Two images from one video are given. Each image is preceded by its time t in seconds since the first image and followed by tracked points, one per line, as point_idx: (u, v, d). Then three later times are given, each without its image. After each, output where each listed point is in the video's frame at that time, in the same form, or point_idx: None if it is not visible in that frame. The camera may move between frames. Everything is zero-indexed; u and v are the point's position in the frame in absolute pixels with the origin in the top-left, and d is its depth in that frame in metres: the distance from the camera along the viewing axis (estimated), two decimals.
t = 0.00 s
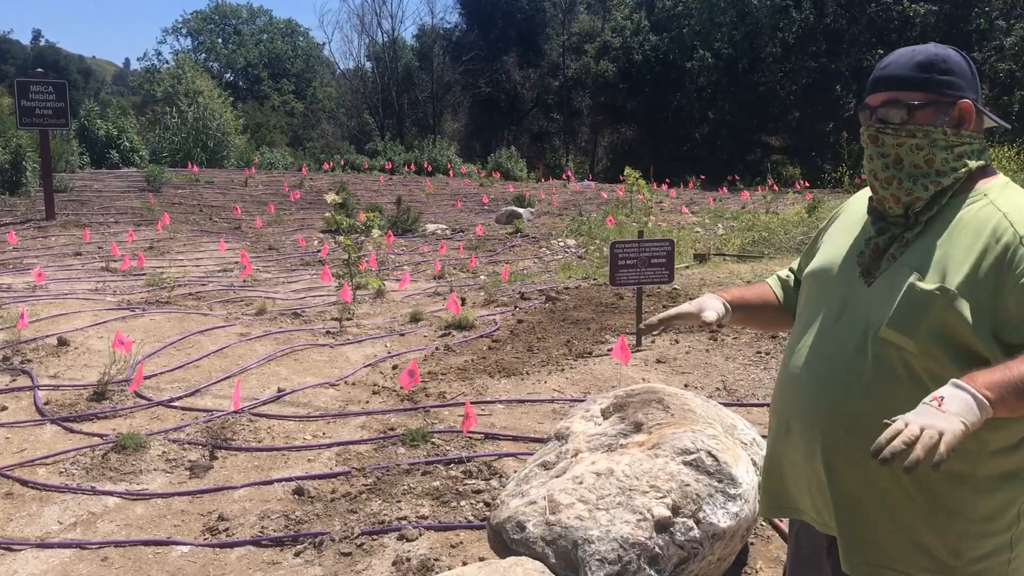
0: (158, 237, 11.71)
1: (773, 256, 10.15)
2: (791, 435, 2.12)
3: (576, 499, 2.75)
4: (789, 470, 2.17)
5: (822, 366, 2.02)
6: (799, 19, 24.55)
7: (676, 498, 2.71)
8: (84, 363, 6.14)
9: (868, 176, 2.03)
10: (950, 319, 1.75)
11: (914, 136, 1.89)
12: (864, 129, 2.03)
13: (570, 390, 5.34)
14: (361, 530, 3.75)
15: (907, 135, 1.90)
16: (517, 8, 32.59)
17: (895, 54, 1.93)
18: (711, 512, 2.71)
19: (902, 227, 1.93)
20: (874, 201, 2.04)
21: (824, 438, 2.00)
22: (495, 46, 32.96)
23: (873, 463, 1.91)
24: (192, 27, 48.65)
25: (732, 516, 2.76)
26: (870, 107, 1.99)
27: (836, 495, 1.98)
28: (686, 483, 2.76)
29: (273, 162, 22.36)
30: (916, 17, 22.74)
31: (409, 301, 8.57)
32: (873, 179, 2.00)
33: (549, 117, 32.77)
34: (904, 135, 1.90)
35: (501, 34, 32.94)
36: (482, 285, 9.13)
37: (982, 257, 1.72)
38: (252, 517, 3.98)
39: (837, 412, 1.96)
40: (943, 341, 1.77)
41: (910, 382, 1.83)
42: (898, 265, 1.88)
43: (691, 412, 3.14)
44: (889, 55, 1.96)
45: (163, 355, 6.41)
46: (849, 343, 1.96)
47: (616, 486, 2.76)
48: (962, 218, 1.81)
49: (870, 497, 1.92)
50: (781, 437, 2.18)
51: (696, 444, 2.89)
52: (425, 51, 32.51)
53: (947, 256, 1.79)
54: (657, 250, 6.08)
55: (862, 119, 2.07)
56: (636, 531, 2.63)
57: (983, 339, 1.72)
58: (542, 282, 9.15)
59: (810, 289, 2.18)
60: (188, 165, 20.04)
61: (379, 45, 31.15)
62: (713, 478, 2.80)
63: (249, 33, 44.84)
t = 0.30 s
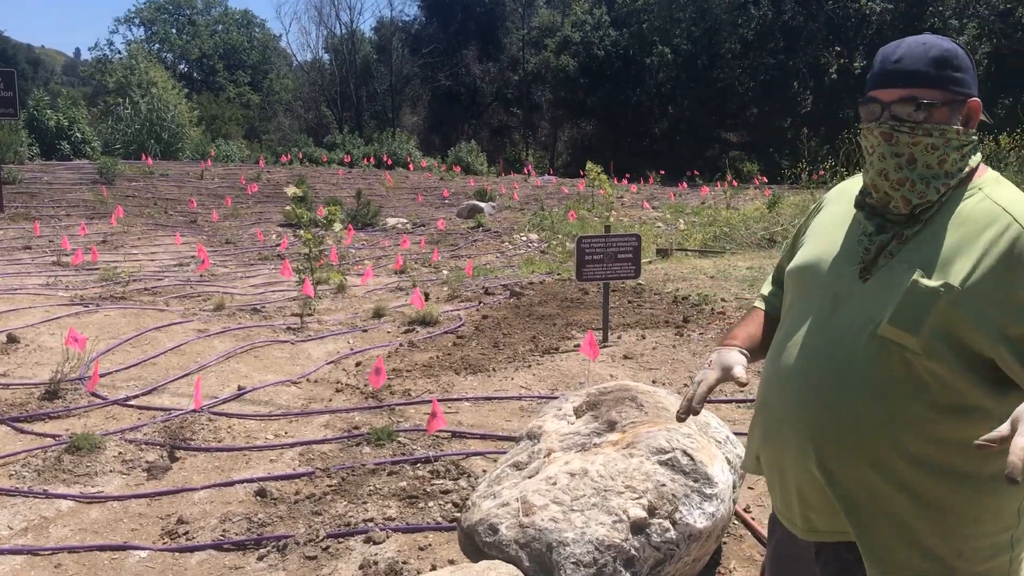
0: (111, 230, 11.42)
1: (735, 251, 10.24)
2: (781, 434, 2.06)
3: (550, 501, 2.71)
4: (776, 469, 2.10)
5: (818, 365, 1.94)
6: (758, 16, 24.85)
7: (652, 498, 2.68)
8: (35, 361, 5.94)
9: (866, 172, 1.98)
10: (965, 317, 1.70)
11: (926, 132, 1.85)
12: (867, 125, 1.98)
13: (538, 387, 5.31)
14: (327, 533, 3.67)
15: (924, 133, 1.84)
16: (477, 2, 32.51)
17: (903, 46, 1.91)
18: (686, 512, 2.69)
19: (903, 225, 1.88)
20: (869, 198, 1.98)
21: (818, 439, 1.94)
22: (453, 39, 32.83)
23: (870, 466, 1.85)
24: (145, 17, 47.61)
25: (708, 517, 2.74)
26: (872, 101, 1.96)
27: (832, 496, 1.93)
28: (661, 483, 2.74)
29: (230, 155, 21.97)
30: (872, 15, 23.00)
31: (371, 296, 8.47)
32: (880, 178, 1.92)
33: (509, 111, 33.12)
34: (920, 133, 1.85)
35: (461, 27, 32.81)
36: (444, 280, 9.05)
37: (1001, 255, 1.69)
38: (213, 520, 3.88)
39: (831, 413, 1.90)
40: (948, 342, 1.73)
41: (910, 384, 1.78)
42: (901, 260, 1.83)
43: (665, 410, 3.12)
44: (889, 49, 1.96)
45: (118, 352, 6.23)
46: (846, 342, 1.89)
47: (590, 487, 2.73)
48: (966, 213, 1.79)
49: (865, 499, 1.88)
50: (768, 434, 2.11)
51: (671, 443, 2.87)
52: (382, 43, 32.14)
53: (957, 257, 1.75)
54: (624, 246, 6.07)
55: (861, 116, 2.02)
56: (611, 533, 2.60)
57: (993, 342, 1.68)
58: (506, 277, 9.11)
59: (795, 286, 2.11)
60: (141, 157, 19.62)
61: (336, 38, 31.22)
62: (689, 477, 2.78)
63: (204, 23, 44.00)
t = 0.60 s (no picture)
0: (22, 233, 10.91)
1: (663, 258, 10.39)
2: (753, 457, 1.95)
3: (488, 515, 2.61)
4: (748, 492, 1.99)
5: (791, 383, 1.84)
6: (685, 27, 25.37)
7: (591, 511, 2.65)
8: None
9: (816, 186, 1.92)
10: (951, 329, 1.63)
11: (879, 142, 1.82)
12: (813, 141, 1.93)
13: (471, 396, 5.27)
14: (254, 549, 3.54)
15: (876, 144, 1.81)
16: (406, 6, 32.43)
17: (843, 57, 1.87)
18: (625, 525, 2.67)
19: (862, 238, 1.82)
20: (821, 213, 1.91)
21: (799, 461, 1.84)
22: (382, 43, 32.63)
23: (860, 486, 1.77)
24: (61, 12, 45.86)
25: (646, 529, 2.73)
26: (817, 117, 1.92)
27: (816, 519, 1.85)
28: (601, 495, 2.71)
29: (151, 155, 21.28)
30: (793, 28, 24.05)
31: (298, 302, 8.28)
32: (835, 191, 1.85)
33: (438, 115, 32.54)
34: (873, 143, 1.82)
35: (390, 31, 32.62)
36: (374, 285, 8.93)
37: (976, 264, 1.64)
38: (132, 538, 3.71)
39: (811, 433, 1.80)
40: (931, 357, 1.67)
41: (897, 399, 1.71)
42: (869, 274, 1.77)
43: (603, 420, 3.11)
44: (824, 64, 1.93)
45: (30, 361, 5.93)
46: (821, 357, 1.79)
47: (529, 500, 2.66)
48: (926, 226, 1.75)
49: (852, 520, 1.79)
50: (738, 458, 1.99)
51: (610, 454, 2.86)
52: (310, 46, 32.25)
53: (928, 267, 1.70)
54: (558, 253, 6.08)
55: (803, 131, 1.97)
56: (550, 547, 2.54)
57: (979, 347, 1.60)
58: (437, 283, 9.04)
59: (746, 302, 1.98)
60: (56, 158, 18.84)
61: (262, 38, 31.62)
62: (628, 489, 2.77)
63: (124, 21, 42.62)
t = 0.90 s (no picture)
0: None
1: (592, 264, 10.48)
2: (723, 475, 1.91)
3: (425, 529, 2.48)
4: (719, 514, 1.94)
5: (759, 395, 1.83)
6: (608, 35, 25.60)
7: (530, 522, 2.55)
8: None
9: (763, 192, 1.90)
10: (914, 326, 1.70)
11: (833, 147, 1.82)
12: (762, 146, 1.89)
13: (403, 406, 5.19)
14: (179, 570, 3.40)
15: (832, 149, 1.82)
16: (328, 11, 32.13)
17: (793, 62, 1.83)
18: (566, 535, 2.59)
19: (816, 242, 1.84)
20: (768, 218, 1.90)
21: (776, 473, 1.83)
22: (305, 47, 31.92)
23: (837, 492, 1.80)
24: None
25: (586, 539, 2.66)
26: (766, 121, 1.88)
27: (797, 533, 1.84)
28: (540, 505, 2.61)
29: (63, 161, 20.42)
30: (714, 38, 24.47)
31: (222, 312, 8.05)
32: (792, 197, 1.85)
33: (363, 120, 31.88)
34: (828, 148, 1.82)
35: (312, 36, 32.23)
36: (300, 294, 8.74)
37: (931, 263, 1.72)
38: (47, 562, 3.51)
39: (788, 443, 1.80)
40: (896, 358, 1.72)
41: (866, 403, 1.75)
42: (826, 280, 1.78)
43: (540, 429, 3.04)
44: (767, 67, 1.89)
45: None
46: (789, 369, 1.79)
47: (467, 513, 2.54)
48: (871, 232, 1.80)
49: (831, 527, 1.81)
50: (704, 478, 1.95)
51: (549, 463, 2.76)
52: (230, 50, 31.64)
53: (884, 270, 1.75)
54: (490, 259, 6.07)
55: (751, 132, 1.92)
56: (489, 560, 2.43)
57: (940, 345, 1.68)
58: (365, 291, 8.91)
59: (695, 312, 1.92)
60: None
61: (181, 42, 30.98)
62: (567, 498, 2.68)
63: (31, 21, 40.94)
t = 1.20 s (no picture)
0: None
1: (542, 270, 10.52)
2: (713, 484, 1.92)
3: (395, 545, 2.43)
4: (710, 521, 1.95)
5: (747, 403, 1.84)
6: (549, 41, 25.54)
7: (502, 534, 2.53)
8: None
9: (739, 200, 1.91)
10: (895, 335, 1.75)
11: (807, 153, 1.85)
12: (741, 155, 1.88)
13: (361, 419, 5.14)
14: None
15: (806, 156, 1.84)
16: (265, 20, 31.83)
17: (767, 69, 1.83)
18: (539, 546, 2.58)
19: (795, 247, 1.86)
20: (746, 226, 1.91)
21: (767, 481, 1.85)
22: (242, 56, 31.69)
23: (826, 495, 1.84)
24: None
25: (558, 549, 2.64)
26: (741, 131, 1.88)
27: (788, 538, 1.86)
28: (511, 516, 2.58)
29: None
30: (654, 42, 24.74)
31: (168, 328, 7.86)
32: (769, 203, 1.86)
33: (302, 130, 32.20)
34: (804, 155, 1.84)
35: (248, 45, 31.96)
36: (249, 307, 8.59)
37: (904, 270, 1.78)
38: None
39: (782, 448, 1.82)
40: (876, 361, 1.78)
41: (849, 409, 1.80)
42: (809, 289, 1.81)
43: (508, 439, 3.02)
44: (739, 74, 1.89)
45: None
46: (779, 377, 1.80)
47: (437, 527, 2.49)
48: (849, 239, 1.84)
49: (819, 531, 1.85)
50: (697, 487, 1.94)
51: (519, 474, 2.75)
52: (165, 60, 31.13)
53: (863, 276, 1.79)
54: (444, 268, 6.05)
55: (726, 140, 1.93)
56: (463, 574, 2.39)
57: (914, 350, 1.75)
58: (314, 303, 8.80)
59: (677, 323, 1.91)
60: None
61: (113, 52, 30.21)
62: (537, 509, 2.68)
63: None
